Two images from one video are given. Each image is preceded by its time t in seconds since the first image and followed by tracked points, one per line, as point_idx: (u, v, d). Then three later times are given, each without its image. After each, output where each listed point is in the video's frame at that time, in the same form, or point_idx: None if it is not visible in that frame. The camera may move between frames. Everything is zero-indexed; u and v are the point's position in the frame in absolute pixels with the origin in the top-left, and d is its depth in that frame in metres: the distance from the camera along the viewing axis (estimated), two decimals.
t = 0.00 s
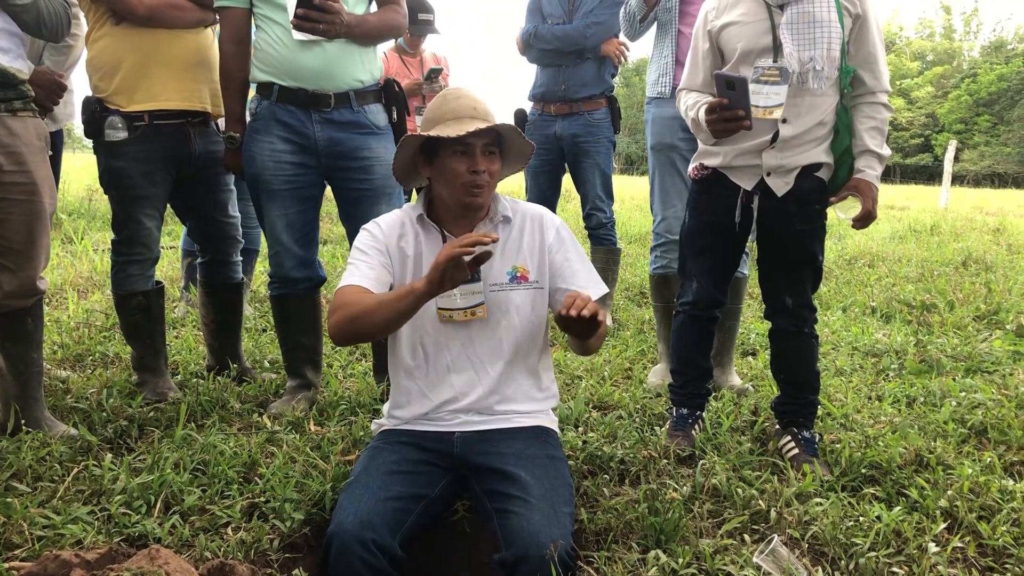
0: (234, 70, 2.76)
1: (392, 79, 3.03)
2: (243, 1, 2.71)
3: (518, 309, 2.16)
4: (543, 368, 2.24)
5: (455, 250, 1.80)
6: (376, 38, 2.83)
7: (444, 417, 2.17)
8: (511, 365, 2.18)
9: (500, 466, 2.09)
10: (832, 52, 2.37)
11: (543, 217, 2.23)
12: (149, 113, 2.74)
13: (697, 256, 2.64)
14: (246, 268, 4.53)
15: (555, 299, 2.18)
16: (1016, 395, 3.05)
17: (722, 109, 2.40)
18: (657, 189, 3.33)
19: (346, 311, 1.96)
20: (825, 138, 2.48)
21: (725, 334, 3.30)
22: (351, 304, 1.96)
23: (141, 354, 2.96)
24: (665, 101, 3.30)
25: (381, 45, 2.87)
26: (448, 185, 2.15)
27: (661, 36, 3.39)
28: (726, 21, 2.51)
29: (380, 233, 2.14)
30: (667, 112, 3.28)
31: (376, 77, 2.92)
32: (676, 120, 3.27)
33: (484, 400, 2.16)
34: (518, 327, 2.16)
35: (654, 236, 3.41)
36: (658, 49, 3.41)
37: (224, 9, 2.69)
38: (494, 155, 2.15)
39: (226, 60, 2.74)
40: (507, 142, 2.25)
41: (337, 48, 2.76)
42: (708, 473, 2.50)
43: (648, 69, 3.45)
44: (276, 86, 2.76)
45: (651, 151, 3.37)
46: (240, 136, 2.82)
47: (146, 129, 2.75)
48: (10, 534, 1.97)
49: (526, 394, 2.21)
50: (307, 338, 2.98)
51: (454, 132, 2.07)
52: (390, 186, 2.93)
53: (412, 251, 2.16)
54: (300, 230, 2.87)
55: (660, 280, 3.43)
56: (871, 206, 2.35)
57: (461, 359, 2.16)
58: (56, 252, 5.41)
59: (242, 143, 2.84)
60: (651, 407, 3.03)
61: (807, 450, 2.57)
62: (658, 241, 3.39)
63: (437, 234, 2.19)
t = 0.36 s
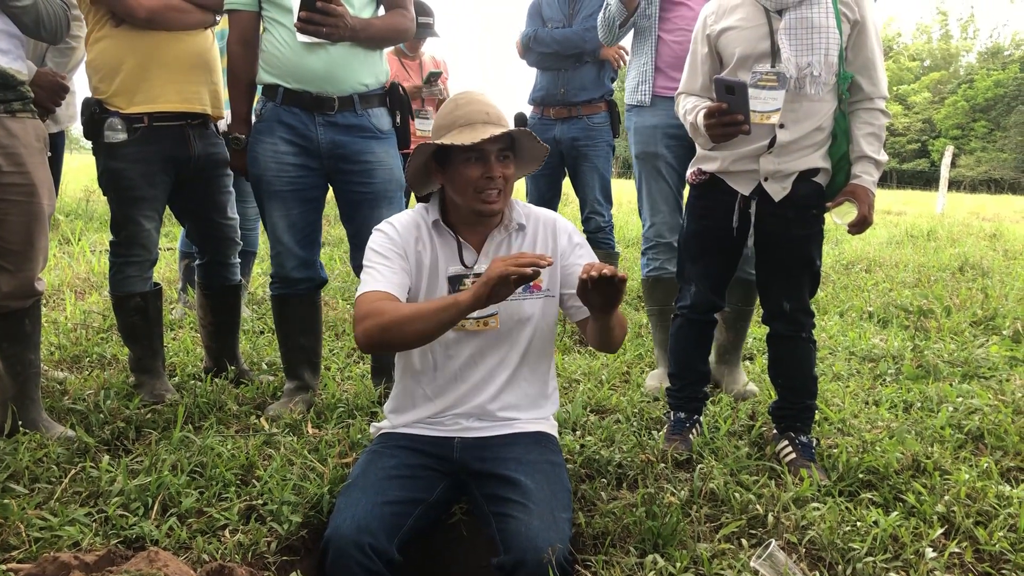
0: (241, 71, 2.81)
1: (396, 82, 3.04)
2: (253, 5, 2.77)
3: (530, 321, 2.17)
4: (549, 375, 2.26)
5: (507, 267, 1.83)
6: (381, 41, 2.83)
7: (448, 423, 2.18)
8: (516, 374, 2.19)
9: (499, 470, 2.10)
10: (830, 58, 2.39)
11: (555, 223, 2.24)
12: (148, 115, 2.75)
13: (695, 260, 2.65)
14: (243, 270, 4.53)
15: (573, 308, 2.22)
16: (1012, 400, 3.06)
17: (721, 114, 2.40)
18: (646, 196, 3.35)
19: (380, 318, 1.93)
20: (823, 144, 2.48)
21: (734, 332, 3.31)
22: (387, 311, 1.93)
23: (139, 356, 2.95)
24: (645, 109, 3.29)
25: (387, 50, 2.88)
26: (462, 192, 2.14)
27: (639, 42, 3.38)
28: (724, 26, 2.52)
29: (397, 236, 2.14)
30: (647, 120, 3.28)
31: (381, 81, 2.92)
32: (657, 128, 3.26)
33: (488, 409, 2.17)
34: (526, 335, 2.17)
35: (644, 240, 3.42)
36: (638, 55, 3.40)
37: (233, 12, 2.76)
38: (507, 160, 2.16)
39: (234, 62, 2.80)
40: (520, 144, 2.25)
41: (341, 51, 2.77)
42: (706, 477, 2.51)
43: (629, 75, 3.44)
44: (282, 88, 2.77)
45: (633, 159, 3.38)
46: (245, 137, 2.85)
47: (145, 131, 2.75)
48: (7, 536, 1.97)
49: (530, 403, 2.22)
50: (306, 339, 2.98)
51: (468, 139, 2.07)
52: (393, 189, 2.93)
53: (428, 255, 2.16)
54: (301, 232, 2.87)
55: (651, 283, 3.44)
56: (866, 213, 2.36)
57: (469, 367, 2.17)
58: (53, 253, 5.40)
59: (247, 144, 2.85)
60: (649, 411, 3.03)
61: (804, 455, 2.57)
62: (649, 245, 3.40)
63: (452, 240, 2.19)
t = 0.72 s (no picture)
0: (249, 72, 2.82)
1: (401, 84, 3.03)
2: (261, 5, 2.77)
3: (536, 326, 2.17)
4: (552, 379, 2.26)
5: (525, 274, 1.83)
6: (388, 45, 2.82)
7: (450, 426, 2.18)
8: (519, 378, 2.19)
9: (499, 473, 2.10)
10: (828, 59, 2.38)
11: (565, 230, 2.25)
12: (147, 116, 2.75)
13: (694, 261, 2.65)
14: (241, 271, 4.53)
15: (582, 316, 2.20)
16: (1010, 402, 3.06)
17: (721, 115, 2.40)
18: (643, 199, 3.35)
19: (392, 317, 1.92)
20: (822, 145, 2.49)
21: (753, 346, 3.32)
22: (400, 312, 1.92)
23: (136, 357, 2.95)
24: (642, 110, 3.30)
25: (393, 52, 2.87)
26: (481, 187, 2.14)
27: (634, 44, 3.38)
28: (722, 28, 2.52)
29: (408, 236, 2.13)
30: (643, 123, 3.28)
31: (386, 83, 2.91)
32: (654, 130, 3.27)
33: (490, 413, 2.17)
34: (531, 340, 2.17)
35: (641, 242, 3.41)
36: (633, 55, 3.39)
37: (242, 12, 2.76)
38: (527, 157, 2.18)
39: (241, 62, 2.81)
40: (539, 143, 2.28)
41: (346, 52, 2.77)
42: (705, 479, 2.51)
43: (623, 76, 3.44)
44: (287, 89, 2.78)
45: (631, 159, 3.38)
46: (251, 137, 2.87)
47: (143, 132, 2.75)
48: (5, 538, 1.97)
49: (532, 407, 2.22)
50: (305, 340, 2.98)
51: (494, 130, 2.08)
52: (395, 191, 2.92)
53: (438, 256, 2.16)
54: (303, 232, 2.87)
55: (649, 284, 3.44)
56: (865, 213, 2.37)
57: (473, 370, 2.16)
58: (50, 254, 5.39)
59: (252, 143, 2.88)
60: (648, 412, 3.03)
61: (802, 456, 2.57)
62: (646, 247, 3.39)
63: (463, 242, 2.19)
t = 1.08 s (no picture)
0: (253, 71, 2.89)
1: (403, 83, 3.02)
2: (265, 5, 2.81)
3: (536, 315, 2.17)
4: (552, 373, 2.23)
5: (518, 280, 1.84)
6: (389, 44, 2.81)
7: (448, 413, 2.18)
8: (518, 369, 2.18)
9: (496, 472, 2.10)
10: (826, 58, 2.40)
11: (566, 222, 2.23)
12: (143, 115, 2.74)
13: (693, 259, 2.65)
14: (240, 271, 4.53)
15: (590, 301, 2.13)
16: (1009, 399, 3.06)
17: (720, 113, 2.39)
18: (642, 198, 3.34)
19: (385, 303, 1.90)
20: (820, 144, 2.49)
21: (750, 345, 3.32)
22: (393, 298, 1.89)
23: (134, 357, 2.95)
24: (641, 109, 3.29)
25: (394, 52, 2.86)
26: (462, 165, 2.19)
27: (632, 42, 3.38)
28: (721, 26, 2.52)
29: (408, 221, 2.16)
30: (642, 122, 3.27)
31: (388, 83, 2.90)
32: (653, 130, 3.26)
33: (489, 403, 2.18)
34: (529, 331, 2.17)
35: (640, 241, 3.38)
36: (631, 54, 3.39)
37: (247, 12, 2.81)
38: (508, 131, 2.20)
39: (246, 62, 2.88)
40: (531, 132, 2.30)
41: (346, 52, 2.76)
42: (702, 477, 2.51)
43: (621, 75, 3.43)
44: (287, 88, 2.79)
45: (630, 159, 3.38)
46: (253, 135, 2.91)
47: (140, 131, 2.75)
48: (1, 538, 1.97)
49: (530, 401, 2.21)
50: (303, 339, 2.98)
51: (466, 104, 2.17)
52: (395, 191, 2.90)
53: (437, 243, 2.16)
54: (303, 231, 2.87)
55: (648, 283, 3.43)
56: (864, 212, 2.36)
57: (472, 357, 2.16)
58: (48, 255, 5.39)
59: (253, 143, 2.90)
60: (646, 411, 3.03)
61: (800, 454, 2.57)
62: (644, 246, 3.38)
63: (463, 230, 2.19)
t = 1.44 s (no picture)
0: (254, 71, 2.88)
1: (404, 82, 3.01)
2: (266, 5, 2.80)
3: (534, 307, 2.17)
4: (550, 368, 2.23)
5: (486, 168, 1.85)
6: (388, 44, 2.80)
7: (445, 407, 2.18)
8: (515, 365, 2.17)
9: (493, 471, 2.10)
10: (826, 58, 2.39)
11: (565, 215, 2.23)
12: (142, 115, 2.74)
13: (692, 259, 2.64)
14: (239, 270, 4.53)
15: (591, 273, 2.15)
16: (1007, 398, 3.06)
17: (719, 111, 2.39)
18: (641, 197, 3.34)
19: (383, 259, 1.96)
20: (819, 142, 2.49)
21: (751, 343, 3.32)
22: (385, 250, 1.95)
23: (133, 356, 2.95)
24: (640, 108, 3.28)
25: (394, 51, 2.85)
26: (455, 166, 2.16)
27: (632, 41, 3.37)
28: (721, 25, 2.51)
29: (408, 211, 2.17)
30: (642, 121, 3.27)
31: (388, 82, 2.89)
32: (653, 129, 3.26)
33: (484, 400, 2.17)
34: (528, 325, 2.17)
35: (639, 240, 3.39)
36: (631, 53, 3.38)
37: (247, 11, 2.80)
38: (496, 130, 2.16)
39: (246, 62, 2.87)
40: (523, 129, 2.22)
41: (346, 51, 2.75)
42: (701, 476, 2.51)
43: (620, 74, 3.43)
44: (287, 87, 2.79)
45: (629, 158, 3.37)
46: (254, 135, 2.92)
47: (138, 131, 2.74)
48: None
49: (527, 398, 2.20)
50: (302, 338, 2.97)
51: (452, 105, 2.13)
52: (392, 192, 2.89)
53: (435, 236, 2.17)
54: (303, 230, 2.87)
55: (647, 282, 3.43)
56: (863, 211, 2.35)
57: (468, 353, 2.16)
58: (47, 254, 5.39)
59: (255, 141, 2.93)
60: (645, 410, 3.03)
61: (799, 453, 2.57)
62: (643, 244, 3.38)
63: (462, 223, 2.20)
